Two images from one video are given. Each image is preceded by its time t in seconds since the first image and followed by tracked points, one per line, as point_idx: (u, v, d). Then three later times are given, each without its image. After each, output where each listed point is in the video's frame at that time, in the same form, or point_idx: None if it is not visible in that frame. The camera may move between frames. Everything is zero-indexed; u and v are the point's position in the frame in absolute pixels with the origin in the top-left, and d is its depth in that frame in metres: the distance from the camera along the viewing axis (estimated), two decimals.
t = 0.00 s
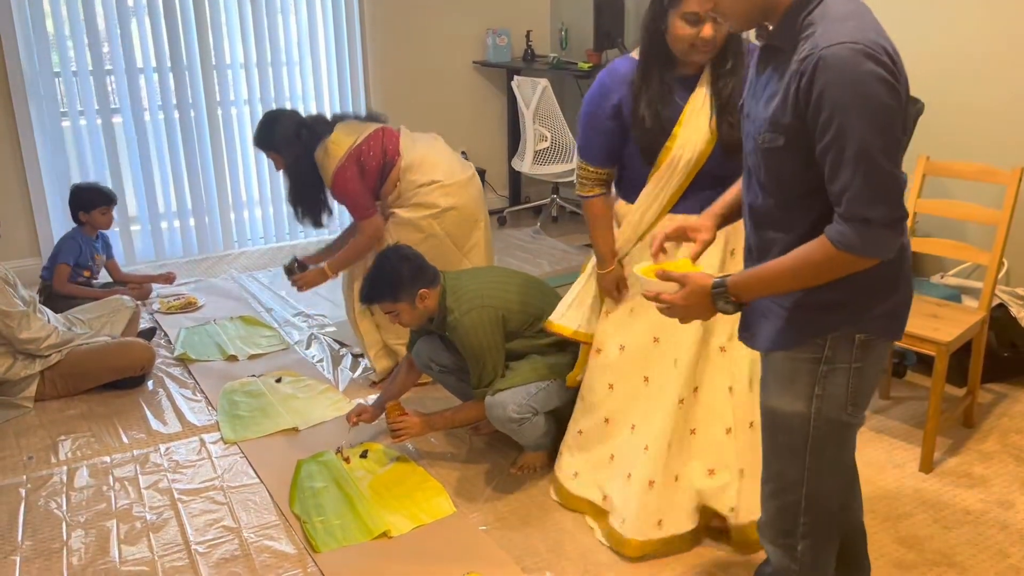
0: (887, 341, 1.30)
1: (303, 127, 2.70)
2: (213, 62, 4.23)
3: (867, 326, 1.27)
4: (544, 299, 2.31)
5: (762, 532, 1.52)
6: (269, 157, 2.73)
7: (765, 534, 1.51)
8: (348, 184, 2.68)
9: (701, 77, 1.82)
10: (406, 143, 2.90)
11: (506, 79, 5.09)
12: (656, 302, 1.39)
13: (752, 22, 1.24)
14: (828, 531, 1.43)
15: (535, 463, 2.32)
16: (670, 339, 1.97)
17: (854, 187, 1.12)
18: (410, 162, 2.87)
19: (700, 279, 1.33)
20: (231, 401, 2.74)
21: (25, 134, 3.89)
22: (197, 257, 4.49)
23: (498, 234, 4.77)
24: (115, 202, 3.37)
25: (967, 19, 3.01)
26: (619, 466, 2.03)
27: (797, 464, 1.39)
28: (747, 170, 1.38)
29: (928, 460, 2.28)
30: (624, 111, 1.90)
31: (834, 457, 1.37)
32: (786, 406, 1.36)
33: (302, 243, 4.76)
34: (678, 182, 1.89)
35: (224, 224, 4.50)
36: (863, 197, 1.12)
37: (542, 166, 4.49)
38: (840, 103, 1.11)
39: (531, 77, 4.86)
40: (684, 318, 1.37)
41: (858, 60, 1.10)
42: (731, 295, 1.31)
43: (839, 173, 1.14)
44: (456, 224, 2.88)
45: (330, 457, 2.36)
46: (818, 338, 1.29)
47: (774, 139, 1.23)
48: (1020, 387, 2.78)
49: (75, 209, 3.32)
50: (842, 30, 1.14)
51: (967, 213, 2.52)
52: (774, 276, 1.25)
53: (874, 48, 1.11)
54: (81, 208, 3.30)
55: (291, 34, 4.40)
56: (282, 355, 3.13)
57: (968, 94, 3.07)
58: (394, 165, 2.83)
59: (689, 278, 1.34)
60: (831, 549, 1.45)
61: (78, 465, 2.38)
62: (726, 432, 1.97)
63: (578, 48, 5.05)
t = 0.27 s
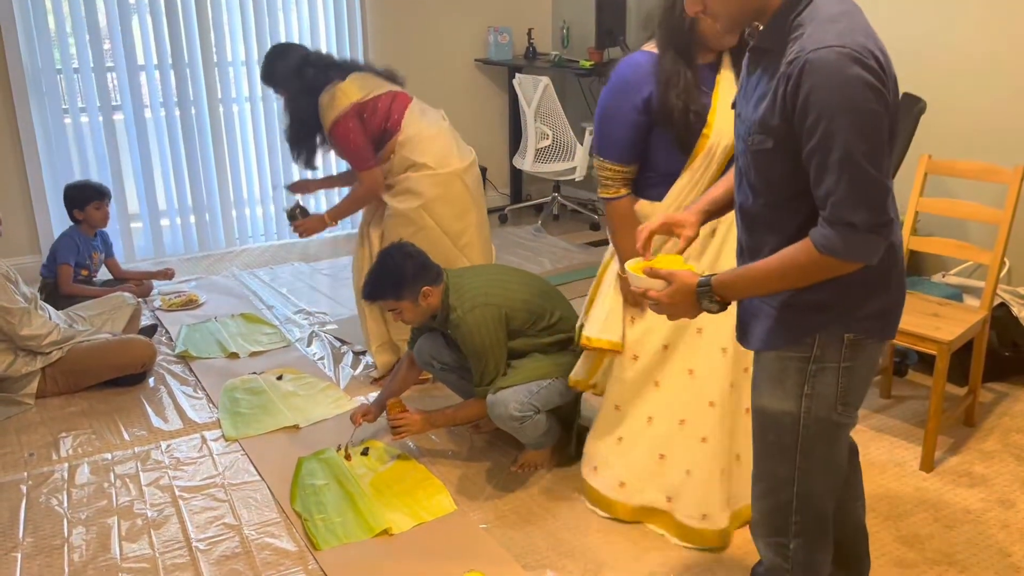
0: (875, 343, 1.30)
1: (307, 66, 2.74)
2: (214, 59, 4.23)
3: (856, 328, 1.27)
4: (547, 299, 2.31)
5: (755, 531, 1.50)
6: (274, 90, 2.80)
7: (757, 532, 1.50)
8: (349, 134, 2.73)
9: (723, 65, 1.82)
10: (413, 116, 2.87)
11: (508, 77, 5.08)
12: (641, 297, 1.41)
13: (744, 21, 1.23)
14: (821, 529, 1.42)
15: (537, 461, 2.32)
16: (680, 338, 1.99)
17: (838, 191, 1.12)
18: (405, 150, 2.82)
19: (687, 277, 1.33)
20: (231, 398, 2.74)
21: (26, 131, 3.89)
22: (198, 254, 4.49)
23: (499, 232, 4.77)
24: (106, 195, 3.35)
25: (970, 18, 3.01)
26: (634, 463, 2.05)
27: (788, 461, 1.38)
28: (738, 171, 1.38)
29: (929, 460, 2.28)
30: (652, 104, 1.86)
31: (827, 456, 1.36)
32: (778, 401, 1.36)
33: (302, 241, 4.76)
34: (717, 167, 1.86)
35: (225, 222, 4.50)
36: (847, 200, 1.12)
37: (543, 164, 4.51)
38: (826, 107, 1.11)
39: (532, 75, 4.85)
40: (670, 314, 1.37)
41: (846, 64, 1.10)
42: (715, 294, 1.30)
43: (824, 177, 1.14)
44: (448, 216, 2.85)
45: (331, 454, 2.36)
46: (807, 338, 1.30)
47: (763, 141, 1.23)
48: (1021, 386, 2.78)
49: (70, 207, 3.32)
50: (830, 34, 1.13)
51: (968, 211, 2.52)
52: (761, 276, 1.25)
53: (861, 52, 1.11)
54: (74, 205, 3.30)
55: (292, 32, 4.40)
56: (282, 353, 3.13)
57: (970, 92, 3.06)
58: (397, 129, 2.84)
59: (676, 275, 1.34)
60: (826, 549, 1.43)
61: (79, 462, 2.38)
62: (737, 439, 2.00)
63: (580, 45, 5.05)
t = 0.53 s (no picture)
0: (875, 337, 1.30)
1: (321, 26, 2.75)
2: (216, 56, 4.23)
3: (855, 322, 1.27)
4: (549, 297, 2.30)
5: (755, 525, 1.50)
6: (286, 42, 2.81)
7: (758, 526, 1.49)
8: (347, 106, 2.75)
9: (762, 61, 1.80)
10: (414, 111, 2.86)
11: (510, 74, 5.08)
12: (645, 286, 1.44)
13: (745, 16, 1.23)
14: (820, 523, 1.42)
15: (538, 459, 2.31)
16: (713, 336, 1.98)
17: (838, 185, 1.12)
18: (399, 145, 2.84)
19: (689, 270, 1.35)
20: (233, 394, 2.74)
21: (27, 126, 3.89)
22: (199, 251, 4.48)
23: (500, 230, 4.77)
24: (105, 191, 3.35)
25: (973, 16, 3.00)
26: (650, 455, 2.10)
27: (789, 454, 1.38)
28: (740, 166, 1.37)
29: (932, 458, 2.28)
30: (709, 101, 1.82)
31: (826, 448, 1.36)
32: (779, 394, 1.35)
33: (303, 237, 4.75)
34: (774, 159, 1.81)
35: (227, 219, 4.50)
36: (846, 194, 1.12)
37: (545, 162, 4.53)
38: (825, 102, 1.10)
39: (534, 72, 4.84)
40: (672, 307, 1.40)
41: (844, 59, 1.10)
42: (716, 287, 1.32)
43: (824, 171, 1.13)
44: (436, 214, 2.86)
45: (332, 451, 2.36)
46: (808, 333, 1.29)
47: (764, 137, 1.23)
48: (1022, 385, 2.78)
49: (69, 203, 3.31)
50: (828, 29, 1.13)
51: (971, 210, 2.52)
52: (762, 269, 1.25)
53: (859, 47, 1.10)
54: (73, 202, 3.30)
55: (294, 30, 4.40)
56: (283, 350, 3.12)
57: (974, 91, 3.05)
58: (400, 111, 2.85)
59: (678, 269, 1.36)
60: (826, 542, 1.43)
61: (80, 458, 2.38)
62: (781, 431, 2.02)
63: (582, 43, 5.04)
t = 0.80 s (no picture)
0: (876, 331, 1.30)
1: (333, 8, 2.76)
2: (218, 50, 4.22)
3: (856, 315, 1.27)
4: (548, 293, 2.30)
5: (756, 517, 1.50)
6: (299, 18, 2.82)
7: (759, 519, 1.49)
8: (351, 89, 2.77)
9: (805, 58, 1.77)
10: (416, 102, 2.88)
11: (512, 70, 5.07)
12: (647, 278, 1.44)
13: (749, 8, 1.23)
14: (821, 515, 1.41)
15: (539, 454, 2.31)
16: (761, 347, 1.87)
17: (837, 175, 1.12)
18: (398, 134, 2.85)
19: (693, 262, 1.35)
20: (234, 390, 2.74)
21: (29, 120, 3.89)
22: (200, 246, 4.49)
23: (502, 226, 4.77)
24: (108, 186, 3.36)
25: (978, 12, 2.99)
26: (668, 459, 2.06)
27: (790, 447, 1.38)
28: (742, 159, 1.37)
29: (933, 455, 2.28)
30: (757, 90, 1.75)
31: (828, 441, 1.35)
32: (781, 386, 1.35)
33: (305, 232, 4.76)
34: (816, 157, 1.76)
35: (229, 214, 4.50)
36: (846, 185, 1.12)
37: (547, 158, 4.53)
38: (826, 93, 1.10)
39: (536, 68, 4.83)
40: (676, 298, 1.40)
41: (845, 51, 1.10)
42: (719, 278, 1.32)
43: (823, 162, 1.13)
44: (431, 206, 2.88)
45: (333, 447, 2.36)
46: (810, 326, 1.29)
47: (766, 129, 1.23)
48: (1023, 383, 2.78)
49: (72, 197, 3.31)
50: (831, 23, 1.13)
51: (974, 208, 2.52)
52: (763, 261, 1.26)
53: (861, 40, 1.10)
54: (75, 196, 3.30)
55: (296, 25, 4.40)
56: (285, 345, 3.13)
57: (978, 87, 3.04)
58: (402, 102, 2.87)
59: (682, 260, 1.37)
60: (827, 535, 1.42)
61: (83, 452, 2.39)
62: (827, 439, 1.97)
63: (584, 38, 5.03)
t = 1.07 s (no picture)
0: (878, 325, 1.31)
1: None
2: (220, 43, 4.22)
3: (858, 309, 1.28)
4: (552, 257, 2.26)
5: (753, 511, 1.49)
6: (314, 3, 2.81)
7: (757, 513, 1.48)
8: (362, 74, 2.77)
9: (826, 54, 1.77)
10: (423, 93, 2.88)
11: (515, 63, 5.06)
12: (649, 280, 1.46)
13: (749, 5, 1.23)
14: (819, 507, 1.41)
15: (540, 447, 2.32)
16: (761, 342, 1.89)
17: (838, 169, 1.12)
18: (404, 121, 2.86)
19: (694, 264, 1.35)
20: (236, 382, 2.75)
21: (32, 113, 3.89)
22: (202, 238, 4.49)
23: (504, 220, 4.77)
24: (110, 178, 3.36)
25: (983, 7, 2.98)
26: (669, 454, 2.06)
27: (791, 439, 1.37)
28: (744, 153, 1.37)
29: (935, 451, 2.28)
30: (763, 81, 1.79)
31: (829, 433, 1.35)
32: (782, 379, 1.35)
33: (308, 225, 4.76)
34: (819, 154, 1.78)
35: (231, 207, 4.50)
36: (847, 179, 1.11)
37: (549, 152, 4.53)
38: (827, 87, 1.10)
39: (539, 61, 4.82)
40: (677, 300, 1.40)
41: (848, 44, 1.09)
42: (720, 279, 1.32)
43: (825, 155, 1.13)
44: (433, 194, 2.88)
45: (335, 439, 2.37)
46: (812, 320, 1.30)
47: (767, 123, 1.22)
48: None
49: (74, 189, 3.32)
50: (833, 16, 1.13)
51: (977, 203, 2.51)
52: (763, 255, 1.25)
53: (863, 34, 1.10)
54: (76, 188, 3.31)
55: (298, 18, 4.39)
56: (287, 338, 3.13)
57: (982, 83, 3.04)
58: (411, 92, 2.86)
59: (683, 262, 1.37)
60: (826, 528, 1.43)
61: (85, 444, 2.39)
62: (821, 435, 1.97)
63: (587, 32, 5.01)
